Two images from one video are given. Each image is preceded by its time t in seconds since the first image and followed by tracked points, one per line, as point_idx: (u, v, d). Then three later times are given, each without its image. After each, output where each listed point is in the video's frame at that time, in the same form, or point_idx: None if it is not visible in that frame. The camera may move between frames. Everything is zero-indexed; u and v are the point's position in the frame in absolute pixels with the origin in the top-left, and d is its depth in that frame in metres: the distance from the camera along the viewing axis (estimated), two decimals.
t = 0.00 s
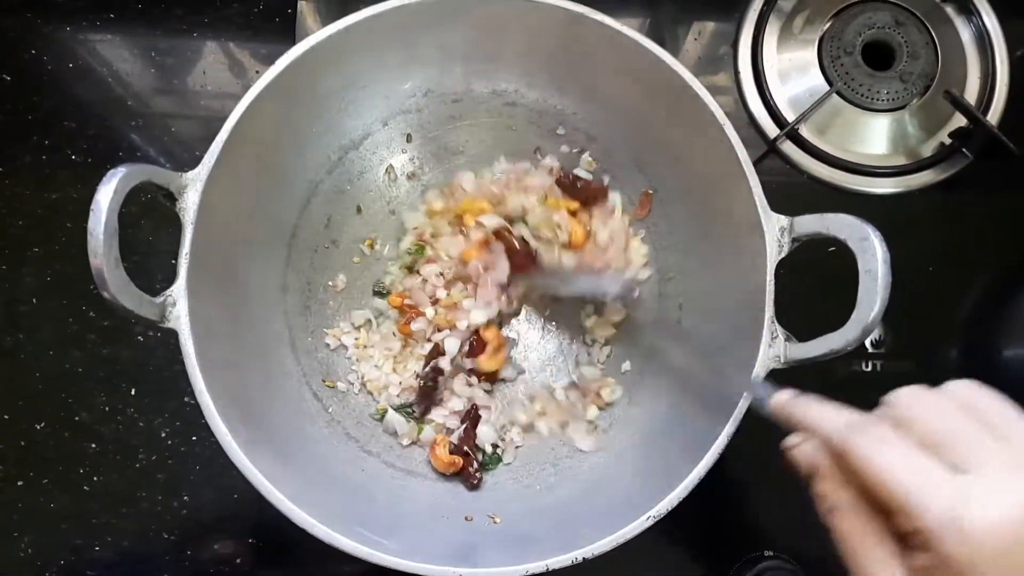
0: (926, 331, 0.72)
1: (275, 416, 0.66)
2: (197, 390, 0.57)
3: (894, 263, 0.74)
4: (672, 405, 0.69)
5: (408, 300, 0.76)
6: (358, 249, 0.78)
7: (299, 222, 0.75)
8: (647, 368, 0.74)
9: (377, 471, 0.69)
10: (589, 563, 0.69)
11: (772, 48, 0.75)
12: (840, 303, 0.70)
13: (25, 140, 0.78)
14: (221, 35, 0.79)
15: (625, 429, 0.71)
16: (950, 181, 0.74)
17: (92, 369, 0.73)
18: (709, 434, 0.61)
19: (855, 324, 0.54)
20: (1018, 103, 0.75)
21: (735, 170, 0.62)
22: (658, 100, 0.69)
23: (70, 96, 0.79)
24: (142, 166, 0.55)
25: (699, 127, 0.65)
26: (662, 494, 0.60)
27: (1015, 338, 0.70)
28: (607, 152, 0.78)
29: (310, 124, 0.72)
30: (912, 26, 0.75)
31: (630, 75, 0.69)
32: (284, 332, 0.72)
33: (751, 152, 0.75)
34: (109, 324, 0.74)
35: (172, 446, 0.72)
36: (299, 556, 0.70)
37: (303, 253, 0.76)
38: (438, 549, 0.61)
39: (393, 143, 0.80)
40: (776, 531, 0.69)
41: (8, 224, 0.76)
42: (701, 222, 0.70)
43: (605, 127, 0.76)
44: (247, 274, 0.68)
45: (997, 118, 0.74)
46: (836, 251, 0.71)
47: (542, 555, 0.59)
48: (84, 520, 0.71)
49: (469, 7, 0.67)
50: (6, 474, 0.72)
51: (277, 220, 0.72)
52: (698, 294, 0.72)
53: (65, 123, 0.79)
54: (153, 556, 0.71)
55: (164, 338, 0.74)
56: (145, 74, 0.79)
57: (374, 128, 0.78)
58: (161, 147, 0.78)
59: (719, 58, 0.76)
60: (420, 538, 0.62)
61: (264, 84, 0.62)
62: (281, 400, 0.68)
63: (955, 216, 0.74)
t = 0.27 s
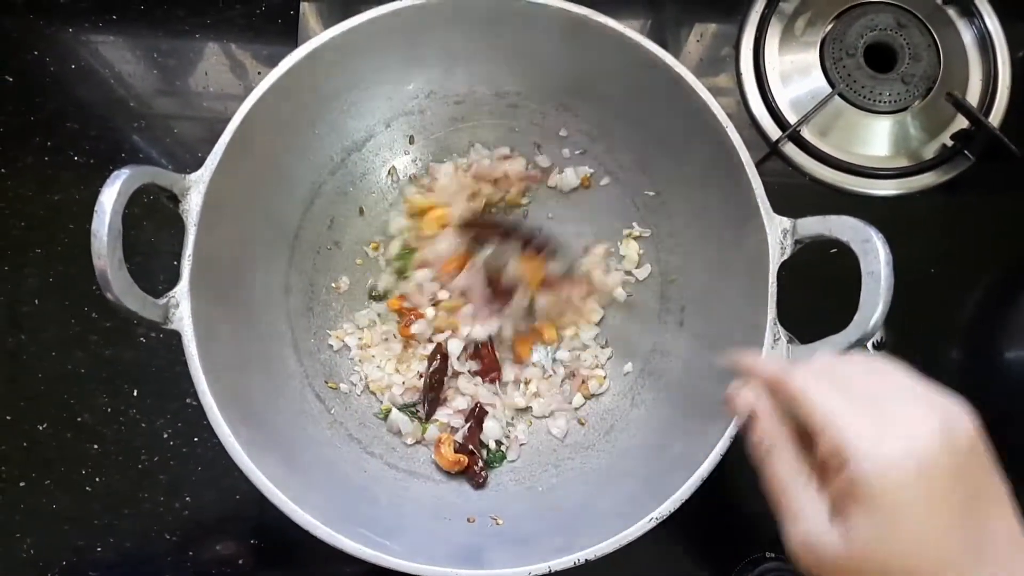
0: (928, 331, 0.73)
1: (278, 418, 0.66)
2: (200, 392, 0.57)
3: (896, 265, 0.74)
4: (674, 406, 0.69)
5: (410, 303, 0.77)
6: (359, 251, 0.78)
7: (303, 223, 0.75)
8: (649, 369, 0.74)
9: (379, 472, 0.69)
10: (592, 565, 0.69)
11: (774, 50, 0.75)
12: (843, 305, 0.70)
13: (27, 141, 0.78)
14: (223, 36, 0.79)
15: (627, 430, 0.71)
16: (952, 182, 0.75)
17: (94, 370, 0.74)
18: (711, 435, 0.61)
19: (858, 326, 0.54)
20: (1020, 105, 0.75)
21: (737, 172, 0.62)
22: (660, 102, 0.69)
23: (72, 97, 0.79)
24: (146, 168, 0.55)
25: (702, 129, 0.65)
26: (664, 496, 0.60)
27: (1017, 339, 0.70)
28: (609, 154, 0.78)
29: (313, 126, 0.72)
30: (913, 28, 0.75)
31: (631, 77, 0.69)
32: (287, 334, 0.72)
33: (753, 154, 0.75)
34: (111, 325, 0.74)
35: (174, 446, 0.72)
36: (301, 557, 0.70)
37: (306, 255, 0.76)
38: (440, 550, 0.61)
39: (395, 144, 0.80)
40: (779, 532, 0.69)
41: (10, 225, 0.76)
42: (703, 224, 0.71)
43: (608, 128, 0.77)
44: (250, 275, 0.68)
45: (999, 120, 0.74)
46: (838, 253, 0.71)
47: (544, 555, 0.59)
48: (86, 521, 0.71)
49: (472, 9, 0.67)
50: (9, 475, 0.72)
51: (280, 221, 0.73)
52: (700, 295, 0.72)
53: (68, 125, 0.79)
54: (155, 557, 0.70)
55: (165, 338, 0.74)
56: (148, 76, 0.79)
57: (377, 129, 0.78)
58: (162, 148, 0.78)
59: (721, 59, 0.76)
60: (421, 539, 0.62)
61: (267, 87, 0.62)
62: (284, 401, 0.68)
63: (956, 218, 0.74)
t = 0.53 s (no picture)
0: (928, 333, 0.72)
1: (278, 418, 0.66)
2: (200, 392, 0.57)
3: (896, 265, 0.73)
4: (675, 406, 0.69)
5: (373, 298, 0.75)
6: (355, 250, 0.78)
7: (303, 223, 0.75)
8: (648, 369, 0.74)
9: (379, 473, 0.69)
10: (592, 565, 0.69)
11: (775, 49, 0.75)
12: (842, 304, 0.70)
13: (28, 141, 0.78)
14: (223, 36, 0.79)
15: (627, 430, 0.71)
16: (951, 182, 0.75)
17: (94, 370, 0.74)
18: (712, 436, 0.61)
19: (857, 326, 0.54)
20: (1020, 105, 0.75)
21: (738, 172, 0.62)
22: (660, 102, 0.69)
23: (73, 97, 0.79)
24: (147, 167, 0.55)
25: (702, 128, 0.65)
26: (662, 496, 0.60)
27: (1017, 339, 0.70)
28: (609, 154, 0.78)
29: (313, 126, 0.72)
30: (914, 28, 0.75)
31: (632, 76, 0.69)
32: (287, 333, 0.72)
33: (752, 154, 0.75)
34: (112, 325, 0.74)
35: (174, 446, 0.72)
36: (301, 557, 0.70)
37: (307, 255, 0.76)
38: (440, 550, 0.61)
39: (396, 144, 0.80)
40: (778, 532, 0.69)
41: (11, 225, 0.77)
42: (704, 224, 0.71)
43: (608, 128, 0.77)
44: (250, 275, 0.68)
45: (999, 119, 0.74)
46: (837, 252, 0.71)
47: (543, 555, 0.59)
48: (86, 521, 0.71)
49: (473, 9, 0.67)
50: (9, 475, 0.72)
51: (280, 221, 0.73)
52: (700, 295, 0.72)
53: (69, 125, 0.79)
54: (155, 557, 0.70)
55: (166, 339, 0.74)
56: (148, 75, 0.79)
57: (377, 129, 0.78)
58: (163, 148, 0.78)
59: (722, 59, 0.76)
60: (422, 540, 0.62)
61: (268, 86, 0.62)
62: (284, 401, 0.68)
63: (956, 217, 0.74)
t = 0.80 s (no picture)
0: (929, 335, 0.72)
1: (281, 418, 0.66)
2: (204, 393, 0.57)
3: (898, 267, 0.74)
4: (677, 407, 0.70)
5: (387, 288, 0.76)
6: (356, 251, 0.79)
7: (306, 225, 0.75)
8: (650, 371, 0.74)
9: (382, 473, 0.69)
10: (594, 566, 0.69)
11: (776, 51, 0.75)
12: (844, 305, 0.71)
13: (30, 143, 0.79)
14: (225, 38, 0.80)
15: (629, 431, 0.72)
16: (952, 184, 0.75)
17: (96, 371, 0.74)
18: (714, 438, 0.61)
19: (859, 327, 0.54)
20: (1021, 107, 0.75)
21: (740, 174, 0.62)
22: (662, 104, 0.69)
23: (75, 99, 0.79)
24: (151, 170, 0.55)
25: (704, 130, 0.65)
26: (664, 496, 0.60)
27: (1018, 341, 0.70)
28: (612, 155, 0.78)
29: (316, 128, 0.72)
30: (915, 30, 0.75)
31: (634, 78, 0.69)
32: (289, 335, 0.72)
33: (754, 155, 0.75)
34: (114, 326, 0.74)
35: (176, 447, 0.72)
36: (303, 558, 0.70)
37: (310, 256, 0.76)
38: (443, 550, 0.61)
39: (398, 146, 0.80)
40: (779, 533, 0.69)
41: (13, 226, 0.77)
42: (706, 225, 0.71)
43: (609, 130, 0.77)
44: (254, 276, 0.69)
45: (1000, 121, 0.75)
46: (839, 254, 0.71)
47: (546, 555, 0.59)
48: (88, 522, 0.71)
49: (476, 11, 0.67)
50: (12, 476, 0.72)
51: (283, 222, 0.73)
52: (703, 297, 0.72)
53: (71, 127, 0.79)
54: (157, 558, 0.71)
55: (168, 340, 0.74)
56: (150, 78, 0.80)
57: (380, 131, 0.78)
58: (165, 150, 0.78)
59: (723, 60, 0.77)
60: (425, 541, 0.62)
61: (271, 88, 0.62)
62: (287, 402, 0.68)
63: (958, 219, 0.74)
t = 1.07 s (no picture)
0: (931, 335, 0.72)
1: (278, 419, 0.66)
2: (201, 394, 0.57)
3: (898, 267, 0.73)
4: (676, 409, 0.69)
5: (386, 288, 0.76)
6: (355, 251, 0.78)
7: (304, 224, 0.75)
8: (650, 372, 0.74)
9: (380, 475, 0.69)
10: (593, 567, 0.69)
11: (776, 51, 0.75)
12: (845, 305, 0.70)
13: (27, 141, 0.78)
14: (223, 37, 0.79)
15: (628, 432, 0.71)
16: (952, 184, 0.74)
17: (93, 371, 0.74)
18: (714, 439, 0.61)
19: (860, 328, 0.53)
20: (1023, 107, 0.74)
21: (740, 174, 0.62)
22: (662, 103, 0.68)
23: (73, 98, 0.79)
24: (148, 169, 0.54)
25: (704, 130, 0.65)
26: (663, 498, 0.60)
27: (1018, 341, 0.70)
28: (612, 155, 0.78)
29: (314, 128, 0.72)
30: (915, 29, 0.75)
31: (634, 78, 0.69)
32: (287, 335, 0.72)
33: (754, 155, 0.75)
34: (111, 326, 0.74)
35: (174, 448, 0.72)
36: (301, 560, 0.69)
37: (307, 256, 0.76)
38: (441, 552, 0.61)
39: (397, 145, 0.80)
40: (778, 534, 0.69)
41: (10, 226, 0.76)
42: (706, 225, 0.70)
43: (609, 130, 0.76)
44: (251, 276, 0.68)
45: (1001, 122, 0.74)
46: (839, 254, 0.71)
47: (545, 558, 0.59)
48: (85, 524, 0.71)
49: (475, 10, 0.67)
50: (9, 478, 0.72)
51: (281, 222, 0.72)
52: (703, 297, 0.71)
53: (69, 126, 0.79)
54: (154, 560, 0.70)
55: (165, 341, 0.74)
56: (148, 77, 0.79)
57: (379, 130, 0.78)
58: (163, 150, 0.78)
59: (723, 60, 0.76)
60: (424, 543, 0.62)
61: (269, 87, 0.62)
62: (285, 402, 0.68)
63: (958, 219, 0.74)
